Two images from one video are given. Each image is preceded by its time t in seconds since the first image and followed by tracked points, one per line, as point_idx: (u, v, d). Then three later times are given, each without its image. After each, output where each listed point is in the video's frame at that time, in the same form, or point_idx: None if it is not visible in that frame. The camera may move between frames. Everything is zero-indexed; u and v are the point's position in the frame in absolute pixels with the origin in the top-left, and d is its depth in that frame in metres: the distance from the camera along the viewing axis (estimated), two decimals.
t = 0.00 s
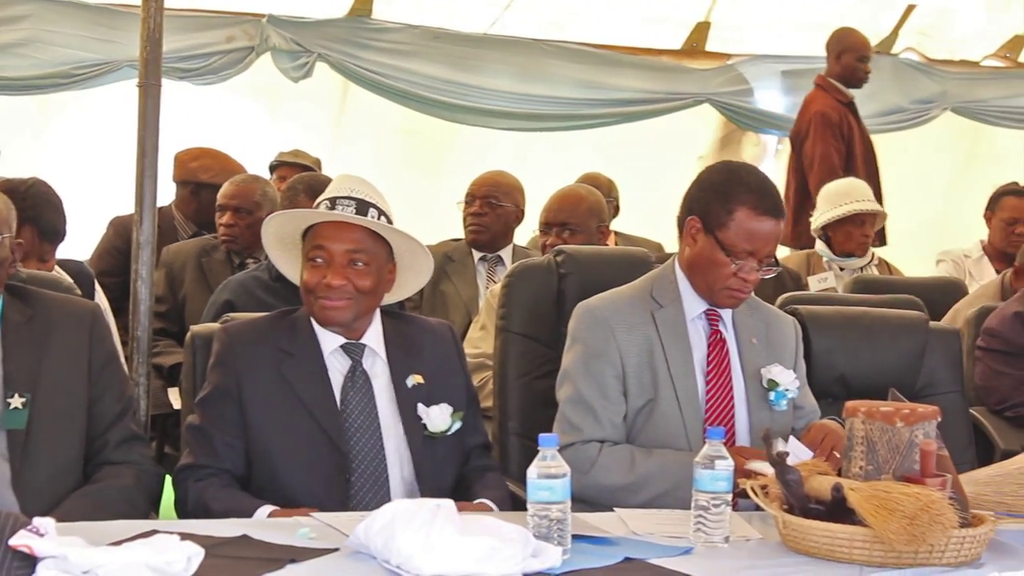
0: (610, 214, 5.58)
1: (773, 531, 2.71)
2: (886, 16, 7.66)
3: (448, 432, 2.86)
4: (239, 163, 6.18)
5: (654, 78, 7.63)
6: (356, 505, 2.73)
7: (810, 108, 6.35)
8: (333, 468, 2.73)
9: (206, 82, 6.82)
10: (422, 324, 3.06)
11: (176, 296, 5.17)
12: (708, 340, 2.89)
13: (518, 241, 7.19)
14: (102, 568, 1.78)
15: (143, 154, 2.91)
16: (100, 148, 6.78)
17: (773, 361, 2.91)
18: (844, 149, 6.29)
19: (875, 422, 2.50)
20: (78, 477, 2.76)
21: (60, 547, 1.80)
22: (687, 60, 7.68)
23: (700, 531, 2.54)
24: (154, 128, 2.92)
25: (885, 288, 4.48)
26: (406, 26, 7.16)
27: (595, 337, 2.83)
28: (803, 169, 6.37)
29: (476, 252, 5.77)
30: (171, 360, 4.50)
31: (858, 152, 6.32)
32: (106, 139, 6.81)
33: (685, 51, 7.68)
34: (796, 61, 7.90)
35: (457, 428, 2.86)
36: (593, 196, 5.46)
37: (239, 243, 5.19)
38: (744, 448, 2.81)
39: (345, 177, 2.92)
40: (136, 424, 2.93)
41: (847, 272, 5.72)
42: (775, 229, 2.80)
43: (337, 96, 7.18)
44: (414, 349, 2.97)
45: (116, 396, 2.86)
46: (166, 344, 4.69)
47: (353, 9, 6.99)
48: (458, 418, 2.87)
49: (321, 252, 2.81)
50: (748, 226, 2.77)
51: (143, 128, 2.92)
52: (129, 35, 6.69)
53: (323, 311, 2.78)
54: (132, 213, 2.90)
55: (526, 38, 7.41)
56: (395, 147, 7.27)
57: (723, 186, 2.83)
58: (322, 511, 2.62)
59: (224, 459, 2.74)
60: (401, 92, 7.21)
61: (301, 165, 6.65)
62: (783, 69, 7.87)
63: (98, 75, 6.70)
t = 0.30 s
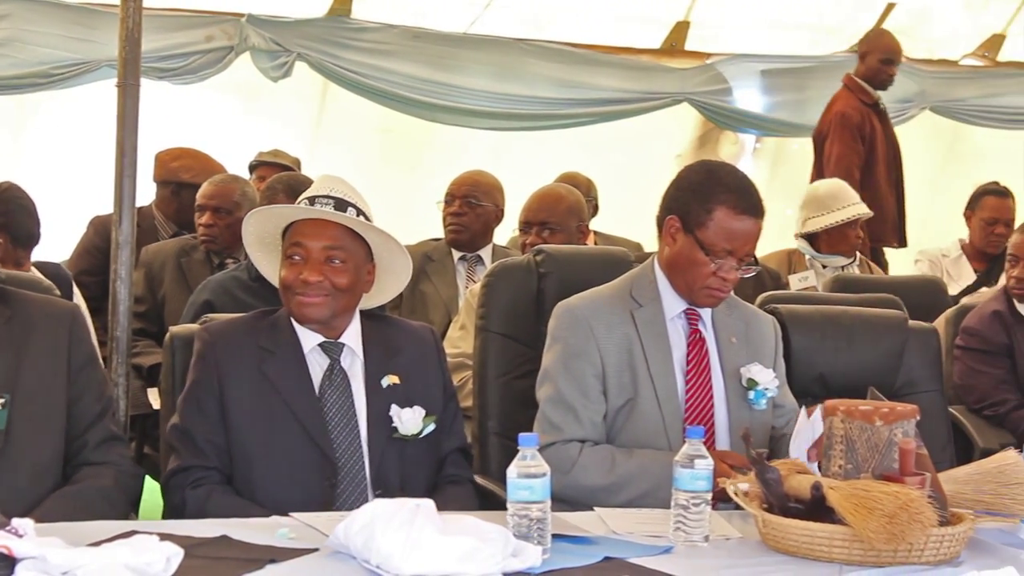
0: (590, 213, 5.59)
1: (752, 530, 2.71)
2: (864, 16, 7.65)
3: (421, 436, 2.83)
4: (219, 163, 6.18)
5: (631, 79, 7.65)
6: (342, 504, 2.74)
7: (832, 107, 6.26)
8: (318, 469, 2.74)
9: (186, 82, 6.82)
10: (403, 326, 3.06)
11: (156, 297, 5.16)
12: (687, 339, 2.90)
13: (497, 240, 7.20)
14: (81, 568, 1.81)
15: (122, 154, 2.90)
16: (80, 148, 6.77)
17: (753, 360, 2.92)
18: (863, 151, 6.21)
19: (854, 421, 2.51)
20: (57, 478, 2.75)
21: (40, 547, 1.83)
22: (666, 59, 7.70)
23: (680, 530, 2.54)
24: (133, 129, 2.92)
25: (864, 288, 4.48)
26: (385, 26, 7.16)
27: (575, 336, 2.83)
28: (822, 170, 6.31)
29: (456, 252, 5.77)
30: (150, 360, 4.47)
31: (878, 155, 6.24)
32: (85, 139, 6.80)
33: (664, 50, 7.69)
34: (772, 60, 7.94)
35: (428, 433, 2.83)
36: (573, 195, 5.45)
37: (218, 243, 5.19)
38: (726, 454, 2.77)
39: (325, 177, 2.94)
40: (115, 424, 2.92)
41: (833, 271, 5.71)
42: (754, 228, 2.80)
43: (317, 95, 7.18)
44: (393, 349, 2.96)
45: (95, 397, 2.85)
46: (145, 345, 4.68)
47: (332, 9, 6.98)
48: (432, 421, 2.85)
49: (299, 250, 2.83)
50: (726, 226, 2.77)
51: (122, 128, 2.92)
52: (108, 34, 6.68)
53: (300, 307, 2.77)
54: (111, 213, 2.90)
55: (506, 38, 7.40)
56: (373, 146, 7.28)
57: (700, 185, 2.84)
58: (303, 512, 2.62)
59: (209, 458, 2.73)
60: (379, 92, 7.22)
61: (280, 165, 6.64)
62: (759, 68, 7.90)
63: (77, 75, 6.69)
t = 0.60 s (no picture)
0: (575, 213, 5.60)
1: (737, 529, 2.72)
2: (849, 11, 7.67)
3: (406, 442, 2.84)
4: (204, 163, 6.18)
5: (615, 78, 7.65)
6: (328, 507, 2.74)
7: (863, 115, 6.49)
8: (305, 475, 2.73)
9: (171, 81, 6.84)
10: (393, 330, 3.06)
11: (141, 297, 5.15)
12: (672, 339, 2.90)
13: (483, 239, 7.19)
14: (66, 569, 1.82)
15: (106, 155, 2.91)
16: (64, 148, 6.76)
17: (737, 360, 2.92)
18: (893, 159, 6.46)
19: (839, 420, 2.52)
20: (42, 479, 2.74)
21: (22, 549, 1.83)
22: (651, 59, 7.70)
23: (666, 529, 2.54)
24: (117, 128, 2.92)
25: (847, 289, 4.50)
26: (370, 26, 7.16)
27: (560, 337, 2.83)
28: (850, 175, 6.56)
29: (440, 252, 5.77)
30: (135, 360, 4.46)
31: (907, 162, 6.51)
32: (70, 139, 6.79)
33: (649, 50, 7.70)
34: (758, 60, 7.94)
35: (414, 439, 2.85)
36: (559, 197, 5.47)
37: (204, 242, 5.19)
38: (712, 458, 2.77)
39: (318, 180, 2.93)
40: (100, 425, 2.91)
41: (816, 271, 5.95)
42: (739, 227, 2.80)
43: (302, 95, 7.17)
44: (383, 353, 2.95)
45: (79, 397, 2.85)
46: (130, 345, 4.67)
47: (317, 9, 6.99)
48: (417, 428, 2.86)
49: (285, 250, 2.84)
50: (712, 225, 2.78)
51: (106, 129, 2.92)
52: (93, 34, 6.69)
53: (283, 307, 2.78)
54: (96, 213, 2.90)
55: (491, 38, 7.41)
56: (356, 147, 7.28)
57: (684, 185, 2.84)
58: (287, 513, 2.61)
59: (197, 463, 2.74)
60: (364, 91, 7.23)
61: (264, 165, 6.64)
62: (744, 68, 7.91)
63: (61, 75, 6.68)
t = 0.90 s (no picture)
0: (553, 213, 5.64)
1: (715, 528, 2.72)
2: (826, 15, 7.81)
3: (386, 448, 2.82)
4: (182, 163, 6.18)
5: (592, 77, 7.66)
6: (308, 511, 2.74)
7: (882, 119, 6.53)
8: (284, 479, 2.74)
9: (148, 81, 6.82)
10: (375, 330, 3.04)
11: (118, 297, 5.13)
12: (650, 338, 2.90)
13: (462, 238, 7.18)
14: (43, 570, 1.84)
15: (84, 155, 2.91)
16: (40, 148, 6.76)
17: (716, 359, 2.92)
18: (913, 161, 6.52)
19: (816, 418, 2.52)
20: (18, 480, 2.73)
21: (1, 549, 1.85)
22: (629, 57, 7.71)
23: (643, 528, 2.55)
24: (94, 128, 2.92)
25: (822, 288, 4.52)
26: (348, 26, 7.18)
27: (539, 337, 2.83)
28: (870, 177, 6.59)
29: (418, 251, 5.77)
30: (112, 361, 4.44)
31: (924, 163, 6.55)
32: (46, 139, 6.79)
33: (627, 48, 7.71)
34: (735, 59, 7.96)
35: (394, 445, 2.83)
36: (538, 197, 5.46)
37: (182, 242, 5.19)
38: (690, 458, 2.76)
39: (296, 182, 2.91)
40: (77, 425, 2.91)
41: (794, 268, 6.11)
42: (718, 227, 2.80)
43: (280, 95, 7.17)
44: (364, 356, 2.94)
45: (56, 398, 2.84)
46: (107, 346, 4.66)
47: (295, 8, 7.00)
48: (397, 433, 2.85)
49: (257, 254, 2.82)
50: (690, 225, 2.78)
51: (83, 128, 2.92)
52: (70, 34, 6.69)
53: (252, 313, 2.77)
54: (73, 213, 2.90)
55: (469, 37, 7.43)
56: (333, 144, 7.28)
57: (664, 185, 2.84)
58: (265, 513, 2.60)
59: (176, 467, 2.73)
60: (343, 91, 7.23)
61: (243, 165, 6.63)
62: (722, 67, 7.94)
63: (39, 75, 6.68)
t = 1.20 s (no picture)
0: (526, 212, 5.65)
1: (688, 526, 2.72)
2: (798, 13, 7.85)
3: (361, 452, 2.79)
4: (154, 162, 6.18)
5: (566, 75, 7.65)
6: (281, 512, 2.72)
7: (892, 114, 6.71)
8: (257, 481, 2.71)
9: (120, 80, 6.83)
10: (350, 329, 3.00)
11: (90, 297, 5.13)
12: (622, 337, 2.92)
13: (435, 237, 7.20)
14: (16, 570, 1.83)
15: (55, 154, 2.92)
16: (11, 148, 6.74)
17: (688, 357, 2.94)
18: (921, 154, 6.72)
19: (788, 417, 2.52)
20: None
21: None
22: (601, 55, 7.70)
23: (616, 527, 2.55)
24: (66, 126, 2.93)
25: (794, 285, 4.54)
26: (321, 24, 7.19)
27: (511, 337, 2.83)
28: (879, 171, 6.79)
29: (391, 250, 5.77)
30: (84, 361, 4.43)
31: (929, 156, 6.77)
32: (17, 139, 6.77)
33: (600, 46, 7.70)
34: (706, 57, 7.98)
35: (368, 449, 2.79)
36: (512, 197, 5.47)
37: (154, 242, 5.17)
38: (661, 456, 2.77)
39: (270, 183, 2.91)
40: (48, 426, 2.90)
41: (765, 266, 6.30)
42: (690, 227, 2.80)
43: (253, 94, 7.16)
44: (342, 358, 2.90)
45: (27, 399, 2.83)
46: (79, 346, 4.65)
47: (267, 7, 7.00)
48: (372, 436, 2.82)
49: (228, 255, 2.81)
50: (663, 224, 2.78)
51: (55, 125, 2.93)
52: (41, 33, 6.68)
53: (224, 314, 2.76)
54: (44, 212, 2.92)
55: (440, 35, 7.43)
56: (306, 141, 7.25)
57: (637, 185, 2.84)
58: (239, 513, 2.58)
59: (150, 468, 2.69)
60: (318, 91, 7.23)
61: (214, 164, 6.60)
62: (694, 65, 7.95)
63: (10, 74, 6.68)
